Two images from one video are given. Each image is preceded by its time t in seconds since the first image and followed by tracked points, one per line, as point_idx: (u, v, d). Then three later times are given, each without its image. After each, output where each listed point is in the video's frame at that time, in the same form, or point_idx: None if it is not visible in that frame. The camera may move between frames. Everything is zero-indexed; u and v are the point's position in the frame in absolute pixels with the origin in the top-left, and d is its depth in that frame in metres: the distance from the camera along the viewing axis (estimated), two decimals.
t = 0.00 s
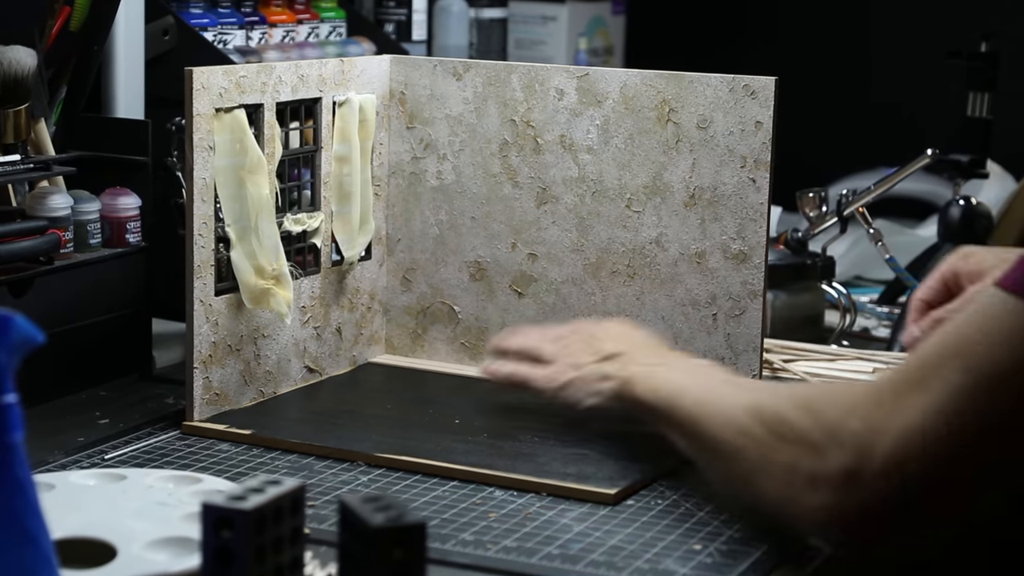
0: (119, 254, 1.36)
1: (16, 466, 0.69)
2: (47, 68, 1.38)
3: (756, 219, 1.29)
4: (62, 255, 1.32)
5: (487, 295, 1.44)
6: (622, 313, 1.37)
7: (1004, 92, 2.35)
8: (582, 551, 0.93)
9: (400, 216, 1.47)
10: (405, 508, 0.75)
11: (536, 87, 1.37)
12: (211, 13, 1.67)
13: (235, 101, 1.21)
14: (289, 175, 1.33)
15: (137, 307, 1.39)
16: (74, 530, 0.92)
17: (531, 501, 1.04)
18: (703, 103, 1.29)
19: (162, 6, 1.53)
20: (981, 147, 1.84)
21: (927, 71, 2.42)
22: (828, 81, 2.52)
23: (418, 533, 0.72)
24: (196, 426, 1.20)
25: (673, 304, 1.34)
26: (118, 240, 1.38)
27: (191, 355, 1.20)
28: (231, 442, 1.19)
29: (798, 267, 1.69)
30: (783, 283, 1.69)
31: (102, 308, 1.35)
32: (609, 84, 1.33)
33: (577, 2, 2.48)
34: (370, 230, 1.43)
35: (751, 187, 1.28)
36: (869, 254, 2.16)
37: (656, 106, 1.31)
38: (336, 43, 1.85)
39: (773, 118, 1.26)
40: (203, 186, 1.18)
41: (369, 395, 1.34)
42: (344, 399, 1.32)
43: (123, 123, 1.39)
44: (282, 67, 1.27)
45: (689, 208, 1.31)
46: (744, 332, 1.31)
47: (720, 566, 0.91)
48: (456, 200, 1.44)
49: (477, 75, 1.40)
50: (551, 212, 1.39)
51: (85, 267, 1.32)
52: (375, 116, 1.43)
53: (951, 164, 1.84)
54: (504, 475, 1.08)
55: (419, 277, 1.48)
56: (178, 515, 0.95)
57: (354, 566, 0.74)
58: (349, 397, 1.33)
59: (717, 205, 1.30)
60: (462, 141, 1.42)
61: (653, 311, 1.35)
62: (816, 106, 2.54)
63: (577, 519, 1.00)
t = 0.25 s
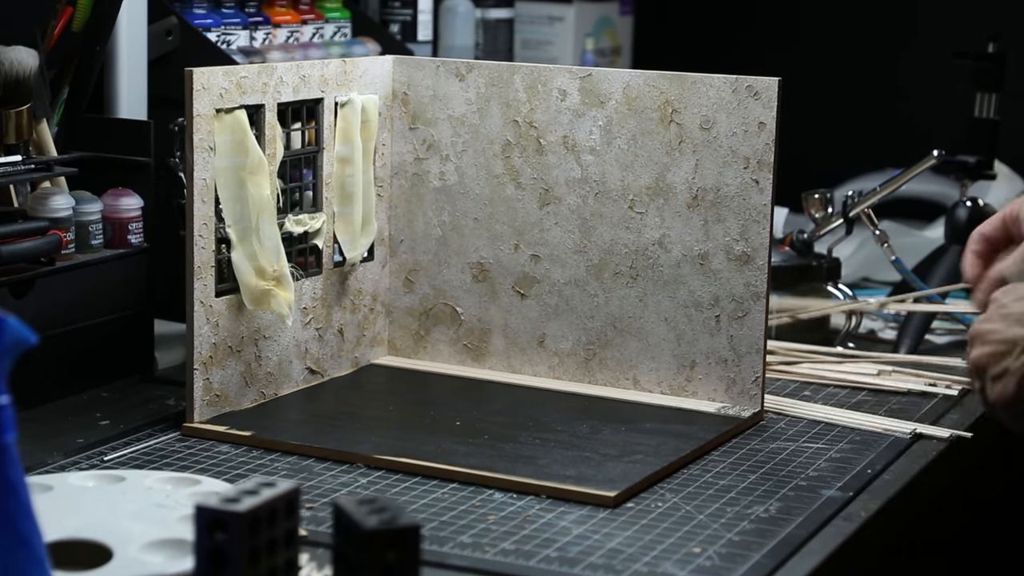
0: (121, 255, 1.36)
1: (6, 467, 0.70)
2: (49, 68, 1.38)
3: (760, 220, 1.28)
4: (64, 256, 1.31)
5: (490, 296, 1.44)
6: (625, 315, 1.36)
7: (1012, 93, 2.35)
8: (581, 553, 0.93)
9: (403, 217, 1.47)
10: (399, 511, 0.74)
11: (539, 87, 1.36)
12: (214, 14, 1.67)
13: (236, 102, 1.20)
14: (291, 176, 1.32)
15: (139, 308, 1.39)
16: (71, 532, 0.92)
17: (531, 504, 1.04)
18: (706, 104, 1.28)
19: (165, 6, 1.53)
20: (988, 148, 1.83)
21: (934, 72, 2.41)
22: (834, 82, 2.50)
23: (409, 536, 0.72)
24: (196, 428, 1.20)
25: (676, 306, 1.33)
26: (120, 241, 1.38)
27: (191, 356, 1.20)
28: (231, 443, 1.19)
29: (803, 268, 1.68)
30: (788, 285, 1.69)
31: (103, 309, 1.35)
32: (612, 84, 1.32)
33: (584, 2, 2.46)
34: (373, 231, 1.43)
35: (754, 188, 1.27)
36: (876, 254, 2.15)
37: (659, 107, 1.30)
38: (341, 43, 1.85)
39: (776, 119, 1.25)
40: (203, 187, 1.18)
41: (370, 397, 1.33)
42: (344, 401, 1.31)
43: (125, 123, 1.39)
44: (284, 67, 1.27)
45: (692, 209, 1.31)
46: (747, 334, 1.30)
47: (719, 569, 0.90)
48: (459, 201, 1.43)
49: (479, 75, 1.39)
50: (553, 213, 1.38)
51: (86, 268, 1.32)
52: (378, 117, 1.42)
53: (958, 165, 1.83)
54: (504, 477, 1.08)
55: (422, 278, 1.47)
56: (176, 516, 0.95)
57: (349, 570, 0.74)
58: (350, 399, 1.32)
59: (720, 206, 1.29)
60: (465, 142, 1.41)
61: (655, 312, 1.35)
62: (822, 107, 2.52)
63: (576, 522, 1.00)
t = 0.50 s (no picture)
0: (122, 255, 1.36)
1: None
2: (50, 68, 1.37)
3: (762, 222, 1.27)
4: (64, 256, 1.31)
5: (492, 298, 1.43)
6: (627, 317, 1.36)
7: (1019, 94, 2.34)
8: (578, 556, 0.92)
9: (404, 218, 1.46)
10: (392, 514, 0.74)
11: (541, 87, 1.36)
12: (217, 14, 1.67)
13: (236, 102, 1.20)
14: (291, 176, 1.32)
15: (140, 308, 1.39)
16: (67, 533, 0.91)
17: (529, 506, 1.03)
18: (708, 105, 1.27)
19: (168, 6, 1.52)
20: (994, 149, 1.82)
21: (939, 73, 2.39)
22: (839, 83, 2.49)
23: (402, 538, 0.72)
24: (195, 429, 1.19)
25: (678, 307, 1.33)
26: (122, 241, 1.37)
27: (191, 357, 1.19)
28: (230, 444, 1.18)
29: (808, 270, 1.67)
30: (793, 286, 1.67)
31: (104, 309, 1.35)
32: (614, 84, 1.32)
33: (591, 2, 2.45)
34: (375, 232, 1.42)
35: (756, 189, 1.27)
36: (882, 256, 2.14)
37: (661, 107, 1.30)
38: (345, 44, 1.85)
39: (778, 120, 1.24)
40: (203, 187, 1.18)
41: (371, 398, 1.33)
42: (345, 402, 1.31)
43: (126, 123, 1.38)
44: (284, 68, 1.26)
45: (693, 210, 1.30)
46: (749, 336, 1.30)
47: (717, 573, 0.90)
48: (461, 201, 1.43)
49: (481, 76, 1.39)
50: (555, 214, 1.37)
51: (87, 268, 1.32)
52: (380, 117, 1.42)
53: (964, 166, 1.82)
54: (503, 479, 1.07)
55: (424, 279, 1.47)
56: (172, 518, 0.94)
57: (341, 572, 0.74)
58: (350, 400, 1.32)
59: (722, 208, 1.28)
60: (467, 142, 1.41)
61: (657, 314, 1.34)
62: (826, 108, 2.51)
63: (575, 524, 0.99)
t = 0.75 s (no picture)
0: (122, 255, 1.35)
1: None
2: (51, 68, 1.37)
3: (764, 222, 1.27)
4: (64, 256, 1.31)
5: (494, 298, 1.43)
6: (628, 318, 1.35)
7: None
8: (575, 558, 0.92)
9: (406, 219, 1.46)
10: (385, 515, 0.73)
11: (542, 87, 1.35)
12: (219, 13, 1.66)
13: (236, 102, 1.20)
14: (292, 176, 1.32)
15: (141, 308, 1.38)
16: (62, 534, 0.91)
17: (528, 507, 1.03)
18: (709, 105, 1.27)
19: (170, 6, 1.52)
20: (1000, 150, 1.81)
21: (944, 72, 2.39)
22: (845, 83, 2.48)
23: (396, 540, 0.71)
24: (195, 430, 1.19)
25: (680, 308, 1.32)
26: (122, 241, 1.37)
27: (190, 358, 1.19)
28: (229, 445, 1.18)
29: (812, 270, 1.66)
30: (796, 287, 1.66)
31: (104, 310, 1.34)
32: (616, 84, 1.31)
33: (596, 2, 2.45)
34: (376, 233, 1.42)
35: (758, 190, 1.26)
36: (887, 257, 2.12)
37: (662, 107, 1.29)
38: (348, 43, 1.84)
39: (780, 120, 1.24)
40: (202, 187, 1.17)
41: (372, 399, 1.32)
42: (345, 403, 1.31)
43: (127, 123, 1.38)
44: (284, 67, 1.26)
45: (695, 211, 1.29)
46: (751, 337, 1.29)
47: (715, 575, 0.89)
48: (463, 202, 1.42)
49: (483, 76, 1.38)
50: (557, 214, 1.37)
51: (87, 269, 1.32)
52: (381, 117, 1.42)
53: (969, 167, 1.81)
54: (502, 480, 1.07)
55: (425, 279, 1.46)
56: (168, 519, 0.94)
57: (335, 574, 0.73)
58: (351, 401, 1.31)
59: (724, 208, 1.28)
60: (469, 143, 1.40)
61: (659, 315, 1.33)
62: (831, 107, 2.50)
63: (573, 526, 0.99)
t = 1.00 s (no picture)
0: (122, 256, 1.35)
1: None
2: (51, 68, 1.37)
3: (766, 223, 1.26)
4: (65, 257, 1.31)
5: (495, 299, 1.42)
6: (630, 319, 1.35)
7: None
8: (571, 561, 0.91)
9: (407, 219, 1.45)
10: (377, 518, 0.73)
11: (543, 88, 1.35)
12: (222, 13, 1.66)
13: (235, 102, 1.19)
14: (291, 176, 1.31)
15: (142, 309, 1.38)
16: (58, 535, 0.91)
17: (526, 509, 1.02)
18: (711, 105, 1.26)
19: (172, 6, 1.52)
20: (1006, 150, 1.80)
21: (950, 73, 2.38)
22: (850, 83, 2.47)
23: (389, 542, 0.71)
24: (193, 431, 1.19)
25: (682, 309, 1.31)
26: (123, 242, 1.37)
27: (188, 359, 1.19)
28: (228, 446, 1.17)
29: (816, 271, 1.65)
30: (800, 288, 1.64)
31: (104, 310, 1.34)
32: (617, 85, 1.30)
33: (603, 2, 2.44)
34: (377, 234, 1.42)
35: (760, 191, 1.25)
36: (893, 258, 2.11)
37: (664, 108, 1.28)
38: (351, 44, 1.84)
39: (782, 121, 1.23)
40: (201, 188, 1.17)
41: (372, 400, 1.32)
42: (345, 404, 1.30)
43: (127, 124, 1.38)
44: (284, 67, 1.26)
45: (697, 212, 1.29)
46: (753, 338, 1.28)
47: None
48: (464, 202, 1.42)
49: (484, 76, 1.38)
50: (558, 215, 1.36)
51: (87, 270, 1.31)
52: (382, 118, 1.41)
53: (975, 167, 1.80)
54: (500, 482, 1.06)
55: (427, 280, 1.46)
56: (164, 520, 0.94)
57: None
58: (351, 402, 1.31)
59: (726, 209, 1.27)
60: (470, 143, 1.40)
61: (661, 316, 1.33)
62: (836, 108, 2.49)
63: (571, 528, 0.98)
